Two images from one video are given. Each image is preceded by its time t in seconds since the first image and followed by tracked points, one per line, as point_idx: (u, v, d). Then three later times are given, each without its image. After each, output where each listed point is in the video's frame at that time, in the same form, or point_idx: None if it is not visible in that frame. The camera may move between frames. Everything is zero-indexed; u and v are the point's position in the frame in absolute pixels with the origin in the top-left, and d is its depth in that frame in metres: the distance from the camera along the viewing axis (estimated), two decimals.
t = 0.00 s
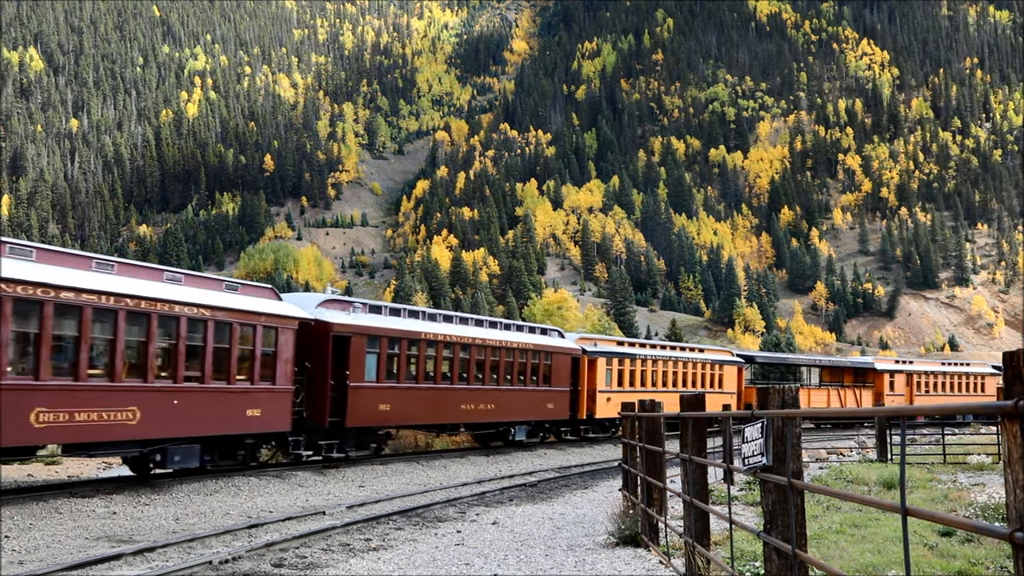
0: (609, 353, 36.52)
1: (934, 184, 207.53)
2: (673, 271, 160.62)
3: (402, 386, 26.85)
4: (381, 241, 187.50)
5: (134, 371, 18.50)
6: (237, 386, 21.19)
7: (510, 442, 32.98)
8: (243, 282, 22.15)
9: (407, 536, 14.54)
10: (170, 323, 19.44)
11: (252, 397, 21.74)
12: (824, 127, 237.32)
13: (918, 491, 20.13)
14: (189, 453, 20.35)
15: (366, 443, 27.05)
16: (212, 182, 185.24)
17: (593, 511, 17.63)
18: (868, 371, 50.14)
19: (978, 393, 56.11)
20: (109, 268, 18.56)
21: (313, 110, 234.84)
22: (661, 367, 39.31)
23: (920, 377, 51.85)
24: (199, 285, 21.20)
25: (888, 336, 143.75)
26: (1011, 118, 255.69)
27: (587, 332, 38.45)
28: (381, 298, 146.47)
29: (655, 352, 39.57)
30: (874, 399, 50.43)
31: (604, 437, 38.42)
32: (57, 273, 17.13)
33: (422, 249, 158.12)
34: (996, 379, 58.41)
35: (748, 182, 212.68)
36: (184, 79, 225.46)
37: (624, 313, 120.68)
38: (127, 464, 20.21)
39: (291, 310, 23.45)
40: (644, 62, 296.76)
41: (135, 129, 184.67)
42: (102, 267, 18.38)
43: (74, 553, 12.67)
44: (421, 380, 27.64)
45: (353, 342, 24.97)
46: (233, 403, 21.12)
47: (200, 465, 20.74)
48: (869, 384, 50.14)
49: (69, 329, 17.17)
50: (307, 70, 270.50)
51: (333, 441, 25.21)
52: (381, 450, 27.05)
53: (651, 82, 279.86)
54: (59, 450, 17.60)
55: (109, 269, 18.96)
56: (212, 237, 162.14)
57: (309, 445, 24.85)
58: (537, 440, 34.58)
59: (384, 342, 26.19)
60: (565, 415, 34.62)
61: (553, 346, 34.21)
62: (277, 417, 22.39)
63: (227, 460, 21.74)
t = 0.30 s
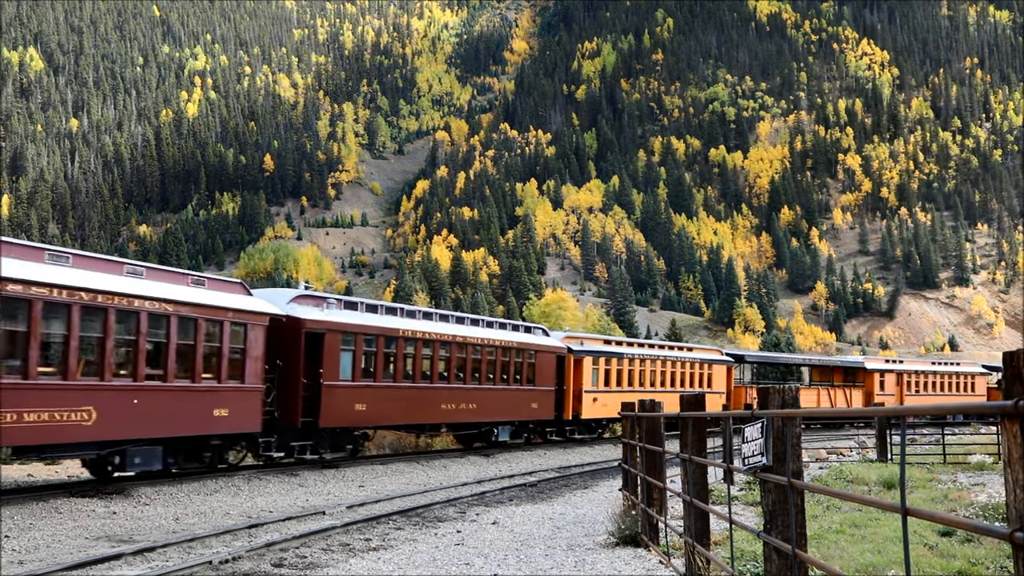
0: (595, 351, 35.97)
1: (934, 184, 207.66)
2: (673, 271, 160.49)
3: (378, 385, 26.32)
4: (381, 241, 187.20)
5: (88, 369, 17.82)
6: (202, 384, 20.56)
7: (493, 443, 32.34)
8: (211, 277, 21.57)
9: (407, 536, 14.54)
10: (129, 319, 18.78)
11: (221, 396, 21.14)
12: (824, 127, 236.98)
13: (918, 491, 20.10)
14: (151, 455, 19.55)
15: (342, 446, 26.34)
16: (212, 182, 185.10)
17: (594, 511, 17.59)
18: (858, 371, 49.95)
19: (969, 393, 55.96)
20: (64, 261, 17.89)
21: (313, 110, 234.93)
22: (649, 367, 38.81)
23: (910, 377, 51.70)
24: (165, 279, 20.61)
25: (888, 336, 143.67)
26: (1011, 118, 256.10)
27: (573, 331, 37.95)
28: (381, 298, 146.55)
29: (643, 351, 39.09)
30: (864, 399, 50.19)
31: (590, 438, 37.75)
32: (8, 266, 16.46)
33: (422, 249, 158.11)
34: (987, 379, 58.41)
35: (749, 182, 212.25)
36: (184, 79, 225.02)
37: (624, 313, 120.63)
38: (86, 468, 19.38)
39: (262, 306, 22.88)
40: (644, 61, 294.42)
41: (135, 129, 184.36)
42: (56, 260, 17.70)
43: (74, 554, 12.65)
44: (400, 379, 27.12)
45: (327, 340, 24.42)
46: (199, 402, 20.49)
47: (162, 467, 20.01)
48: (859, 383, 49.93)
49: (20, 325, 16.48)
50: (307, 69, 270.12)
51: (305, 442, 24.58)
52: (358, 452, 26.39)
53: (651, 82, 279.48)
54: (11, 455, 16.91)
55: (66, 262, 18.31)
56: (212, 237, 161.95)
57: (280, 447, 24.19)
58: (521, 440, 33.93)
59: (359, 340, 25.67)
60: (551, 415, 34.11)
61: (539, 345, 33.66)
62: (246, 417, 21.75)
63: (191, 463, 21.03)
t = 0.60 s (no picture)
0: (584, 351, 35.48)
1: (934, 184, 207.85)
2: (673, 271, 160.46)
3: (358, 384, 25.66)
4: (381, 241, 186.81)
5: (45, 368, 16.88)
6: (169, 384, 19.78)
7: (478, 444, 31.71)
8: (179, 272, 20.73)
9: (407, 536, 14.53)
10: (88, 312, 17.82)
11: (189, 396, 20.34)
12: (825, 126, 236.12)
13: (918, 491, 20.10)
14: (115, 457, 18.68)
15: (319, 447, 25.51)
16: (212, 182, 185.00)
17: (594, 512, 17.58)
18: (850, 370, 49.74)
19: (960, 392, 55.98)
20: (22, 253, 16.94)
21: (313, 110, 234.82)
22: (637, 367, 38.43)
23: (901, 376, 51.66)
24: (130, 271, 19.67)
25: (888, 336, 143.71)
26: (1011, 118, 256.28)
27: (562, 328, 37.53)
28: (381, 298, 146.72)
29: (632, 351, 38.73)
30: (855, 399, 50.02)
31: (577, 438, 37.16)
32: None
33: (422, 249, 157.89)
34: (979, 379, 58.47)
35: (749, 182, 211.96)
36: (184, 79, 224.71)
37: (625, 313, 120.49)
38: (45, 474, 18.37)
39: (233, 303, 22.03)
40: (644, 60, 294.04)
41: (135, 129, 184.18)
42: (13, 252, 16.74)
43: (74, 554, 12.65)
44: (379, 378, 26.48)
45: (302, 338, 23.58)
46: (166, 401, 19.66)
47: (127, 470, 19.12)
48: (850, 382, 49.79)
49: None
50: (307, 69, 269.95)
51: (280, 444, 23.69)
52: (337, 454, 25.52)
53: (650, 82, 279.04)
54: None
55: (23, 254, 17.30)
56: (211, 237, 161.74)
57: (253, 448, 23.25)
58: (507, 441, 33.32)
59: (338, 339, 24.98)
60: (537, 415, 33.61)
61: (525, 344, 33.23)
62: (216, 420, 20.97)
63: (160, 466, 20.13)
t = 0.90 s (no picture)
0: (569, 350, 34.95)
1: (935, 184, 208.07)
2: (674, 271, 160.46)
3: (333, 383, 24.87)
4: (381, 241, 186.74)
5: None
6: (128, 383, 18.95)
7: (460, 446, 31.14)
8: (141, 265, 19.95)
9: (407, 536, 14.55)
10: (41, 308, 16.96)
11: (151, 396, 19.59)
12: (825, 128, 231.80)
13: (919, 491, 20.10)
14: (68, 460, 18.12)
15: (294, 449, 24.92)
16: (212, 182, 185.06)
17: (594, 511, 17.59)
18: (841, 371, 49.36)
19: (950, 392, 55.97)
20: None
21: (313, 110, 235.25)
22: (623, 365, 38.03)
23: (891, 376, 51.47)
24: (89, 265, 18.85)
25: (888, 336, 143.82)
26: (1011, 118, 256.55)
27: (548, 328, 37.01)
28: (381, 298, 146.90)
29: (619, 350, 38.28)
30: (845, 400, 49.74)
31: (563, 441, 36.47)
32: None
33: (422, 249, 158.00)
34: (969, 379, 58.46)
35: (749, 182, 211.95)
36: (184, 79, 224.91)
37: (624, 313, 120.79)
38: None
39: (200, 298, 21.27)
40: (644, 61, 293.67)
41: (135, 129, 184.42)
42: None
43: (74, 554, 12.65)
44: (357, 378, 25.68)
45: (276, 337, 22.88)
46: (127, 401, 18.91)
47: (82, 474, 18.43)
48: (841, 383, 49.40)
49: None
50: (307, 69, 270.17)
51: (250, 446, 23.06)
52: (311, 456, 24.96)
53: (651, 82, 279.15)
54: None
55: None
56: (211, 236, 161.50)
57: (222, 451, 22.72)
58: (490, 443, 32.64)
59: (312, 337, 24.17)
60: (522, 416, 32.85)
61: (509, 343, 32.52)
62: (179, 420, 20.19)
63: (119, 470, 19.52)
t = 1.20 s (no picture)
0: (555, 349, 34.26)
1: (935, 183, 208.43)
2: (673, 271, 160.46)
3: (309, 383, 24.00)
4: (381, 241, 186.66)
5: None
6: (90, 381, 18.13)
7: (442, 448, 30.21)
8: (106, 258, 19.10)
9: (407, 536, 14.52)
10: None
11: (112, 396, 18.65)
12: (825, 128, 233.87)
13: (918, 492, 20.14)
14: (25, 464, 17.01)
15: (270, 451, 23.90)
16: (212, 181, 185.09)
17: (594, 512, 17.57)
18: (832, 370, 49.17)
19: (943, 393, 55.94)
20: None
21: (314, 110, 235.59)
22: (611, 365, 37.40)
23: (883, 376, 51.38)
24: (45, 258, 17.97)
25: (888, 336, 143.87)
26: (1011, 119, 257.04)
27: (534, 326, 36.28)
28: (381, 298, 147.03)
29: (607, 349, 37.64)
30: (837, 400, 49.56)
31: (550, 441, 35.72)
32: None
33: (422, 249, 158.12)
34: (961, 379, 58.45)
35: (749, 183, 211.97)
36: (184, 79, 225.31)
37: (624, 312, 120.67)
38: None
39: (166, 294, 20.35)
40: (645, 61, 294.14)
41: (135, 129, 184.86)
42: None
43: (73, 554, 12.62)
44: (334, 377, 24.84)
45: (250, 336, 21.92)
46: (86, 401, 18.00)
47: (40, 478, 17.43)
48: (833, 383, 49.21)
49: None
50: (307, 69, 270.77)
51: (223, 449, 22.04)
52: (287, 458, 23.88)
53: (651, 81, 279.51)
54: None
55: None
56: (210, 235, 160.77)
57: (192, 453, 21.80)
58: (475, 444, 31.81)
59: (288, 335, 23.34)
60: (507, 417, 32.07)
61: (494, 342, 31.70)
62: (142, 421, 19.23)
63: (81, 473, 18.54)
